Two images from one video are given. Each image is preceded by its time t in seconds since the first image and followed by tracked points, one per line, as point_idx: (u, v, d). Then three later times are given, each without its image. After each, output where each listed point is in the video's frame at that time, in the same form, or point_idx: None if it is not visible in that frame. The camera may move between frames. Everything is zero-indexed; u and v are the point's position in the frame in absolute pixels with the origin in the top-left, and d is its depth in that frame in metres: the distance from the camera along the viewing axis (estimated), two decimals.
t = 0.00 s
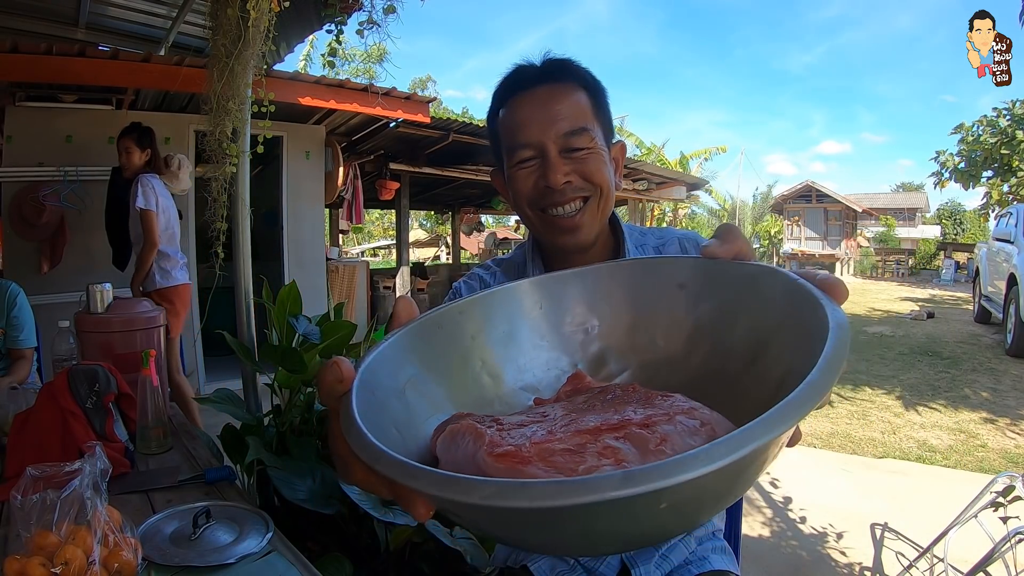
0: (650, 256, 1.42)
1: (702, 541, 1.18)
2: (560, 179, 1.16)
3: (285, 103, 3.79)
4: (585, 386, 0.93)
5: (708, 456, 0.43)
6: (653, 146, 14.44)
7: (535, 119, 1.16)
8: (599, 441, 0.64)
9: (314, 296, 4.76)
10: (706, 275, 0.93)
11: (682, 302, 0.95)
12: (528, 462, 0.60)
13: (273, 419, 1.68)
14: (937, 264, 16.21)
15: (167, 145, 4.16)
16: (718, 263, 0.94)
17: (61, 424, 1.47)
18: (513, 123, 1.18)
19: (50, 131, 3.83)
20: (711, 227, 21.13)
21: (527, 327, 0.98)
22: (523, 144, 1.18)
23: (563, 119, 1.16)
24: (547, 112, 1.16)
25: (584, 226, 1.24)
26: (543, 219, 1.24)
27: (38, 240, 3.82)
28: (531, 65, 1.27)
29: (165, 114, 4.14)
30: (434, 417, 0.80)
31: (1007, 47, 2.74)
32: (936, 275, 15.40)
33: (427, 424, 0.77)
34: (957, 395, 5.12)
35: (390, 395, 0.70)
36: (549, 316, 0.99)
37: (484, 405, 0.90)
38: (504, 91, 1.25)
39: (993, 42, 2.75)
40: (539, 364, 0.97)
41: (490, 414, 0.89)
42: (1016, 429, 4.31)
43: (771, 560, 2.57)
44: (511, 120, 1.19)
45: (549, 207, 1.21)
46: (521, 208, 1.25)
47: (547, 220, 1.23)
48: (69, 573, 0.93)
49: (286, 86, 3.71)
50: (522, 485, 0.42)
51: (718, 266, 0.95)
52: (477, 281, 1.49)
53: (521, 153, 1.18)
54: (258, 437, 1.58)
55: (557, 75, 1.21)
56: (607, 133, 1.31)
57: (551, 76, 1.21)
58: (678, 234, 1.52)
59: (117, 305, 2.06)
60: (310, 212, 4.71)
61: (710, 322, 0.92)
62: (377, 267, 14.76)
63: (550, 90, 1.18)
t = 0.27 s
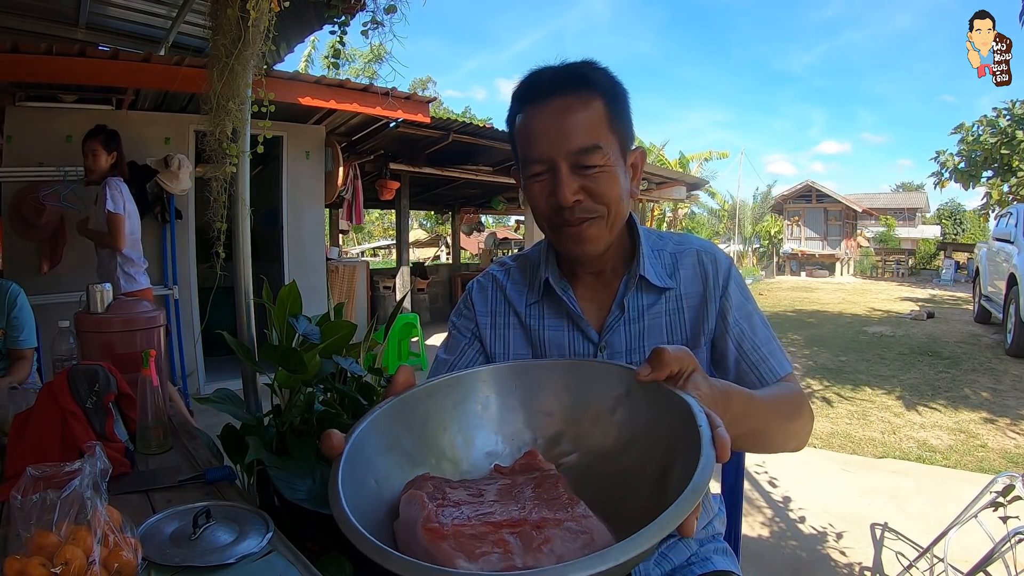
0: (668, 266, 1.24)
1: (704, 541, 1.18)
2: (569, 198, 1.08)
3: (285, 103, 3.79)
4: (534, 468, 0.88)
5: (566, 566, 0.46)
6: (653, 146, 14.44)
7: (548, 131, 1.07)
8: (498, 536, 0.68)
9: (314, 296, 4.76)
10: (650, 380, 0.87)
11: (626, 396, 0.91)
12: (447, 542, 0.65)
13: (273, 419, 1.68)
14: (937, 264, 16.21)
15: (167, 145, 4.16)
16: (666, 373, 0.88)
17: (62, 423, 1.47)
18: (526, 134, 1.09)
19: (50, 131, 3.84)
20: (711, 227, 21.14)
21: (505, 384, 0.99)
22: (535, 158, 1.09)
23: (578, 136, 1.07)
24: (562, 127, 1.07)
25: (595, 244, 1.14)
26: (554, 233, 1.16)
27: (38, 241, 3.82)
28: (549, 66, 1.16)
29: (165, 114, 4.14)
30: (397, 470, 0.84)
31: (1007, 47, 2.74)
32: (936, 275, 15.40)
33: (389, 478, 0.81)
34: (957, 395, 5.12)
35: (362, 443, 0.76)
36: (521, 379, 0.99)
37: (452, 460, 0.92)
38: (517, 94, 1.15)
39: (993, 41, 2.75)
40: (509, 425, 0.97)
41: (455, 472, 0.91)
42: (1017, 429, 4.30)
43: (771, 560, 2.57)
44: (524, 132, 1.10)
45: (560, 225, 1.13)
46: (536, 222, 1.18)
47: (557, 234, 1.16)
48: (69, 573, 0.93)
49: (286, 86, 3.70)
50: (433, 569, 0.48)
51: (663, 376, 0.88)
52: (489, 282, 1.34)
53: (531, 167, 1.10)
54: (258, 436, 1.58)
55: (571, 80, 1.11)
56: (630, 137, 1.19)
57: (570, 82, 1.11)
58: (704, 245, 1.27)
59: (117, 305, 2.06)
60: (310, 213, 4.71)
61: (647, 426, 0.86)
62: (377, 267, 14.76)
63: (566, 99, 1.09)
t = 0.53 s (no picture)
0: (683, 273, 1.20)
1: (704, 541, 1.17)
2: (578, 211, 1.05)
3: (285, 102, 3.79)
4: (499, 508, 0.88)
5: None
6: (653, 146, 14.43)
7: (560, 143, 1.04)
8: (443, 568, 0.71)
9: (313, 295, 4.76)
10: (595, 447, 0.86)
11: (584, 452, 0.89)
12: (403, 568, 0.68)
13: (273, 419, 1.68)
14: (937, 264, 16.22)
15: (167, 145, 4.16)
16: (609, 444, 0.85)
17: (61, 424, 1.47)
18: (539, 146, 1.06)
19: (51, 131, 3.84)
20: (711, 227, 21.13)
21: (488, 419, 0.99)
22: (547, 169, 1.06)
23: (591, 149, 1.02)
24: (575, 138, 1.02)
25: (606, 254, 1.12)
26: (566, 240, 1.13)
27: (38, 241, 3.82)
28: (563, 70, 1.11)
29: (165, 114, 4.14)
30: (378, 494, 0.87)
31: (1007, 47, 2.74)
32: (936, 275, 15.41)
33: (370, 502, 0.85)
34: (957, 395, 5.12)
35: (356, 474, 0.83)
36: (502, 415, 0.99)
37: (436, 487, 0.95)
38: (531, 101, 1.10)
39: (992, 42, 2.75)
40: (490, 457, 0.98)
41: (435, 499, 0.94)
42: (1017, 429, 4.30)
43: (771, 560, 2.57)
44: (538, 143, 1.07)
45: (571, 235, 1.10)
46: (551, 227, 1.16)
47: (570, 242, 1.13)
48: (69, 573, 0.92)
49: (285, 86, 3.70)
50: None
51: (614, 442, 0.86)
52: (505, 282, 1.31)
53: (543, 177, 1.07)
54: (258, 436, 1.58)
55: (589, 86, 1.05)
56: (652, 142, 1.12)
57: (586, 87, 1.05)
58: (722, 254, 1.23)
59: (117, 305, 2.06)
60: (310, 213, 4.71)
61: (597, 482, 0.84)
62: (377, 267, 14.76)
63: (580, 108, 1.04)
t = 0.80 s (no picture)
0: (699, 278, 1.19)
1: (705, 542, 1.17)
2: (596, 210, 1.05)
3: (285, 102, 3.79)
4: (490, 521, 0.92)
5: None
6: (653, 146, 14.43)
7: (586, 140, 1.04)
8: (432, 567, 0.77)
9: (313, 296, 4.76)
10: (578, 484, 0.88)
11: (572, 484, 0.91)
12: (395, 561, 0.76)
13: (273, 419, 1.67)
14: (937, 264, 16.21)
15: (167, 145, 4.16)
16: (595, 484, 0.87)
17: (61, 424, 1.47)
18: (563, 142, 1.07)
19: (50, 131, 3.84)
20: (711, 227, 21.12)
21: (490, 437, 1.04)
22: (570, 167, 1.07)
23: (616, 147, 1.03)
24: (600, 135, 1.03)
25: (622, 256, 1.11)
26: (584, 238, 1.12)
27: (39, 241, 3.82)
28: (592, 68, 1.11)
29: (164, 115, 4.14)
30: (384, 494, 0.94)
31: (1007, 47, 2.74)
32: (936, 275, 15.40)
33: (376, 500, 0.92)
34: (957, 395, 5.12)
35: (364, 476, 0.90)
36: (504, 434, 1.03)
37: (437, 494, 1.00)
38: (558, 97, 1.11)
39: (993, 42, 2.75)
40: (490, 472, 1.02)
41: (436, 505, 0.99)
42: (1017, 429, 4.30)
43: (771, 560, 2.57)
44: (562, 138, 1.07)
45: (588, 234, 1.10)
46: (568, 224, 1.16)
47: (588, 238, 1.12)
48: (69, 573, 0.92)
49: (285, 86, 3.70)
50: None
51: (602, 479, 0.87)
52: (520, 279, 1.32)
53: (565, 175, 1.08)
54: (258, 436, 1.58)
55: (615, 85, 1.05)
56: (675, 145, 1.12)
57: (614, 85, 1.06)
58: (739, 263, 1.22)
59: (117, 305, 2.06)
60: (310, 213, 4.71)
61: (583, 510, 0.87)
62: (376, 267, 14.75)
63: (607, 106, 1.04)
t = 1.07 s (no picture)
0: (711, 286, 1.19)
1: (706, 543, 1.17)
2: (623, 214, 1.04)
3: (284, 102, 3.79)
4: (506, 552, 0.92)
5: None
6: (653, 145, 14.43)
7: (611, 140, 1.04)
8: None
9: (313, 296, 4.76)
10: (593, 508, 0.89)
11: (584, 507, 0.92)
12: None
13: (273, 419, 1.68)
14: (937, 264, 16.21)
15: (167, 145, 4.16)
16: (606, 506, 0.88)
17: (62, 424, 1.47)
18: (587, 140, 1.07)
19: (50, 131, 3.84)
20: (711, 226, 21.11)
21: (503, 472, 1.02)
22: (595, 168, 1.06)
23: (644, 151, 1.02)
24: (626, 136, 1.03)
25: (642, 260, 1.11)
26: (605, 240, 1.12)
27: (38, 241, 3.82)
28: (620, 68, 1.11)
29: (165, 115, 4.14)
30: (400, 530, 0.92)
31: (1007, 47, 2.74)
32: (936, 275, 15.40)
33: (392, 536, 0.90)
34: (957, 395, 5.12)
35: (381, 512, 0.88)
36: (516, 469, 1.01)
37: (451, 530, 0.98)
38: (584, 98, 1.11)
39: (993, 41, 2.75)
40: (502, 504, 1.01)
41: (450, 540, 0.97)
42: (1017, 429, 4.30)
43: (772, 560, 2.56)
44: (587, 137, 1.07)
45: (611, 237, 1.09)
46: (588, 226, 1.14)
47: (603, 238, 1.12)
48: (69, 573, 0.92)
49: (285, 86, 3.70)
50: None
51: (613, 500, 0.89)
52: (530, 275, 1.32)
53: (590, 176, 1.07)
54: (257, 436, 1.58)
55: (645, 88, 1.06)
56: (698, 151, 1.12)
57: (641, 88, 1.06)
58: (751, 274, 1.22)
59: (117, 305, 2.07)
60: (310, 213, 4.71)
61: (596, 535, 0.88)
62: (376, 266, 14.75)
63: (636, 109, 1.04)
